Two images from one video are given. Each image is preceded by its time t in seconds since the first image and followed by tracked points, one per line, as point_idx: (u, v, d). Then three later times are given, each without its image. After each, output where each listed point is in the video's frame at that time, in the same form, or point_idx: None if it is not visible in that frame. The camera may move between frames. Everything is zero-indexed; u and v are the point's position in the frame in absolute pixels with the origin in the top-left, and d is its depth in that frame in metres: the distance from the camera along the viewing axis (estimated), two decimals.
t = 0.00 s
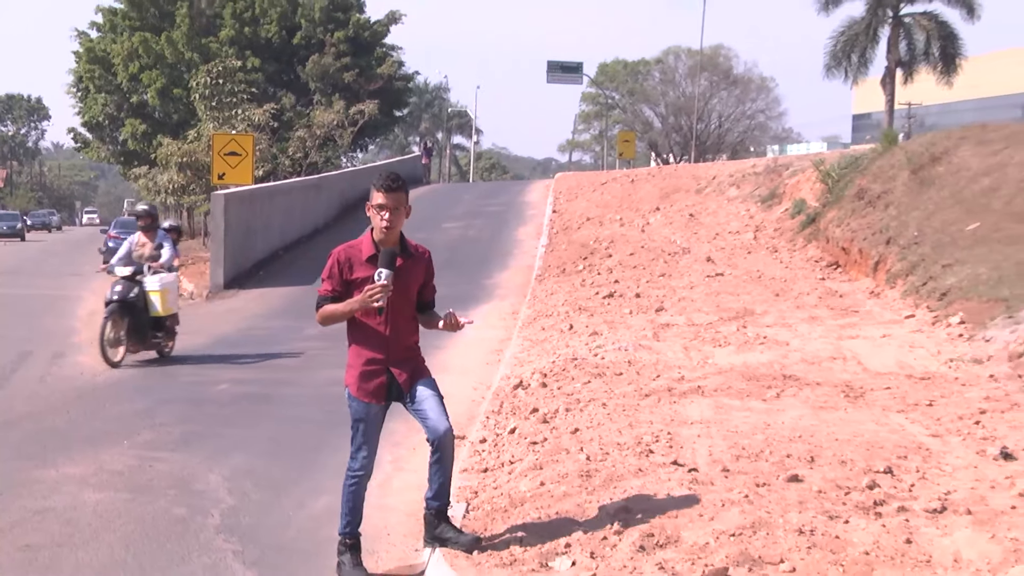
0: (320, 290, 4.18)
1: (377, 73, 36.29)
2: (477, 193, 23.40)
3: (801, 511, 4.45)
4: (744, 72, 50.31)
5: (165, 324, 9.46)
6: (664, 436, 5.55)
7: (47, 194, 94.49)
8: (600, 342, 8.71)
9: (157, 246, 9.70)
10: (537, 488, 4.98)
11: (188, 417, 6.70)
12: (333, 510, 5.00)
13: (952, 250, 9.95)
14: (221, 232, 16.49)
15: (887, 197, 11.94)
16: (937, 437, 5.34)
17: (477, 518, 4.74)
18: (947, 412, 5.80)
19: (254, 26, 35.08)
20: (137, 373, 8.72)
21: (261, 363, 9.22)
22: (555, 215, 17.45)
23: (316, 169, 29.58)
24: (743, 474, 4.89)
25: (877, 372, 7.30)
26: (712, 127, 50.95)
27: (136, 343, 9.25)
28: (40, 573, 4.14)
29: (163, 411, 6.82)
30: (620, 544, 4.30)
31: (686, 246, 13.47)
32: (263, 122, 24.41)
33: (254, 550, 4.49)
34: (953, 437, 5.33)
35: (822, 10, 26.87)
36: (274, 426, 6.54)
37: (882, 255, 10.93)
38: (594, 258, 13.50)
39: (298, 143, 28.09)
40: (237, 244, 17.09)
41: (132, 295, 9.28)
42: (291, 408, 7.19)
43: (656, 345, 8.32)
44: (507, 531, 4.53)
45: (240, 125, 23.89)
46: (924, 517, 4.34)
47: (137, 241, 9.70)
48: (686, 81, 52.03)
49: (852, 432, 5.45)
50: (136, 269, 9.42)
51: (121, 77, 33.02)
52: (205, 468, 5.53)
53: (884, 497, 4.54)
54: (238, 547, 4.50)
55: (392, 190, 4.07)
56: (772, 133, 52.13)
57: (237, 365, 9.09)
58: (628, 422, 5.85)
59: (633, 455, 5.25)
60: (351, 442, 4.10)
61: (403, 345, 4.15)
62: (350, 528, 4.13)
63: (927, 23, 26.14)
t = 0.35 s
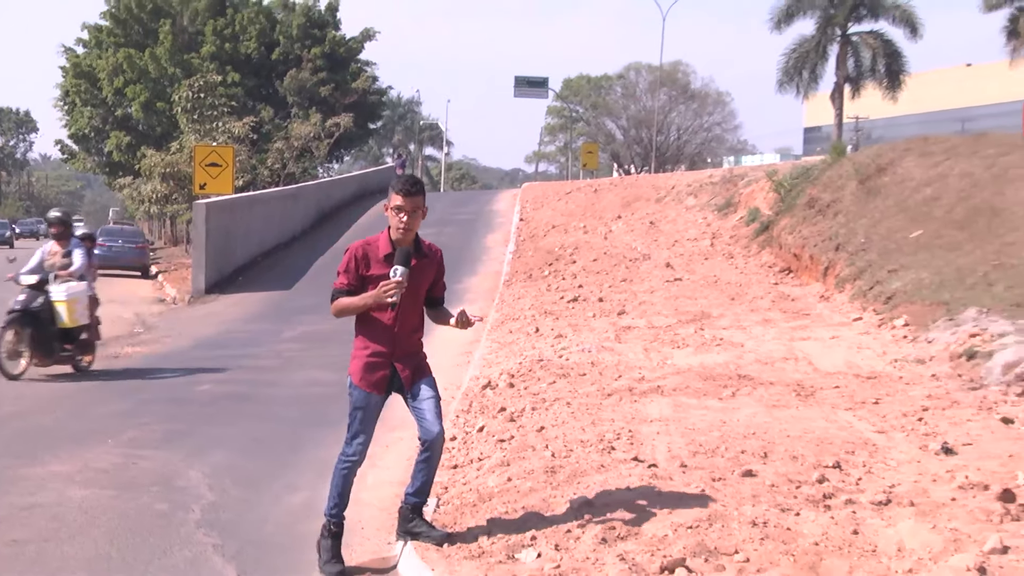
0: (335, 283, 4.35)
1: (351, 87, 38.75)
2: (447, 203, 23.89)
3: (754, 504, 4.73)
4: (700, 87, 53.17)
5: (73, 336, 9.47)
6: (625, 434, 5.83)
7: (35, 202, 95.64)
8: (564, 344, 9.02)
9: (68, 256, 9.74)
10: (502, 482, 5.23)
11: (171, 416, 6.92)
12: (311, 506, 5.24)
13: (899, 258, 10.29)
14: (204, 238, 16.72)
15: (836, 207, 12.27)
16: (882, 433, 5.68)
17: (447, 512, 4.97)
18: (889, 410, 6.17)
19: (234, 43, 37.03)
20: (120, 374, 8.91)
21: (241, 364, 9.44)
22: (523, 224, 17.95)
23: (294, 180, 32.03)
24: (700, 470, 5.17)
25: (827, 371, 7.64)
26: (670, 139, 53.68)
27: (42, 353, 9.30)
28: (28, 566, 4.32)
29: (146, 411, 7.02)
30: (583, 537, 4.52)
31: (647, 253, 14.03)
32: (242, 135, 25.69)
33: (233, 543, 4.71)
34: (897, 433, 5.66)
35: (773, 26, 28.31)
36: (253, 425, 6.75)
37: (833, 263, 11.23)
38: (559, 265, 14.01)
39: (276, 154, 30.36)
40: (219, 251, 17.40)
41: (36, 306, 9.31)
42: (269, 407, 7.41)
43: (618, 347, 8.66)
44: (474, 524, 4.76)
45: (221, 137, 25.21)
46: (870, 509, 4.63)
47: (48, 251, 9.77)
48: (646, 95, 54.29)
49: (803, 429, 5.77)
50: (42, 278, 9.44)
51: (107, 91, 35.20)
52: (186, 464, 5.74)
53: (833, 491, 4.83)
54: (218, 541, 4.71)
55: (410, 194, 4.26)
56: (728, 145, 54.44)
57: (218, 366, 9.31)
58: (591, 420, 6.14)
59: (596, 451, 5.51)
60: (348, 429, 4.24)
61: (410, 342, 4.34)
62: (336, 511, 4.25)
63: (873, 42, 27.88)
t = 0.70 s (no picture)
0: (339, 262, 4.57)
1: (328, 103, 43.19)
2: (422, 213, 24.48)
3: (711, 498, 5.01)
4: (660, 102, 57.11)
5: None
6: (589, 432, 6.11)
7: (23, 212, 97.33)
8: (531, 347, 9.38)
9: None
10: (470, 479, 5.50)
11: (154, 416, 7.12)
12: (289, 502, 5.47)
13: (847, 265, 10.84)
14: (186, 247, 16.95)
15: (788, 216, 12.98)
16: (832, 430, 6.00)
17: (419, 508, 5.23)
18: (838, 409, 6.53)
19: (214, 60, 40.97)
20: (104, 377, 9.10)
21: (222, 366, 9.66)
22: (494, 233, 18.50)
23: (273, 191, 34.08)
24: (660, 467, 5.44)
25: (780, 372, 7.99)
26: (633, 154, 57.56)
27: None
28: (16, 562, 4.50)
29: (131, 412, 7.22)
30: (549, 531, 4.74)
31: (610, 260, 14.67)
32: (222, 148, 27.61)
33: (213, 539, 4.92)
34: (846, 430, 5.99)
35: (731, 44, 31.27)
36: (233, 425, 6.96)
37: (785, 271, 11.74)
38: (526, 272, 14.64)
39: (255, 167, 32.66)
40: (201, 261, 17.60)
41: None
42: (248, 408, 7.63)
43: (583, 350, 9.04)
44: (444, 520, 5.00)
45: (202, 150, 27.19)
46: (820, 502, 4.90)
47: None
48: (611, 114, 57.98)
49: (758, 428, 6.07)
50: None
51: (93, 106, 38.55)
52: (169, 462, 5.95)
53: (786, 486, 5.12)
54: (199, 536, 4.92)
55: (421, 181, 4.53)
56: (687, 157, 58.04)
57: (199, 369, 9.53)
58: (557, 420, 6.42)
59: (560, 449, 5.77)
60: (356, 406, 4.52)
61: (407, 323, 4.61)
62: (350, 485, 4.62)
63: (823, 60, 31.31)
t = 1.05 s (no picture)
0: (336, 266, 4.71)
1: (311, 117, 44.78)
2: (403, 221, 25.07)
3: (676, 491, 5.29)
4: (628, 116, 60.19)
5: None
6: (561, 430, 6.41)
7: (24, 221, 99.15)
8: (506, 349, 9.71)
9: None
10: (449, 475, 5.77)
11: (144, 416, 7.34)
12: (275, 498, 5.71)
13: (807, 271, 11.34)
14: (176, 255, 17.14)
15: (749, 223, 13.68)
16: (790, 427, 6.31)
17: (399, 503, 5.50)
18: (797, 406, 6.86)
19: (202, 76, 41.85)
20: (96, 379, 9.31)
21: (211, 368, 9.88)
22: (473, 240, 18.96)
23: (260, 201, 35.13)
24: (629, 462, 5.73)
25: (742, 372, 8.33)
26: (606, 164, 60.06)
27: None
28: (14, 557, 4.71)
29: (123, 413, 7.44)
30: (523, 524, 5.00)
31: (580, 266, 15.16)
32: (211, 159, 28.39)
33: (201, 534, 5.15)
34: (804, 427, 6.30)
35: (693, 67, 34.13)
36: (221, 424, 7.19)
37: (752, 277, 12.20)
38: (500, 276, 15.19)
39: (241, 178, 33.14)
40: (190, 268, 17.75)
41: None
42: (235, 408, 7.87)
43: (556, 353, 9.38)
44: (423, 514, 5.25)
45: (191, 162, 27.78)
46: (780, 495, 5.19)
47: None
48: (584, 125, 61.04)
49: (720, 425, 6.38)
50: None
51: (86, 120, 39.00)
52: (160, 460, 6.17)
53: (747, 480, 5.40)
54: (188, 531, 5.15)
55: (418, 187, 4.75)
56: (654, 169, 61.09)
57: (187, 371, 9.76)
58: (530, 418, 6.71)
59: (534, 447, 6.06)
60: (377, 401, 4.66)
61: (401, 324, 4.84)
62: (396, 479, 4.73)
63: (781, 76, 33.60)
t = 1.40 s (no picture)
0: (351, 279, 4.90)
1: (306, 131, 46.09)
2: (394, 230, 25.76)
3: (653, 488, 5.58)
4: (608, 131, 62.72)
5: None
6: (543, 430, 6.70)
7: (26, 232, 100.90)
8: (492, 352, 10.03)
9: None
10: (437, 472, 6.05)
11: (147, 416, 7.58)
12: (272, 495, 5.96)
13: (780, 277, 11.64)
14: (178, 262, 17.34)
15: (723, 233, 14.07)
16: (761, 426, 6.62)
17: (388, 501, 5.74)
18: (768, 407, 7.17)
19: (202, 92, 43.83)
20: (100, 380, 9.56)
21: (210, 370, 10.13)
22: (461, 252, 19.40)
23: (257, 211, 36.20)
24: (609, 460, 6.02)
25: (717, 374, 8.64)
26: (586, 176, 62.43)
27: None
28: (21, 550, 4.94)
29: (126, 413, 7.67)
30: (507, 520, 5.25)
31: (563, 273, 15.85)
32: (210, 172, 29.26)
33: (199, 529, 5.39)
34: (774, 426, 6.61)
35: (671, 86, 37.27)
36: (220, 424, 7.44)
37: (726, 284, 12.55)
38: (487, 283, 15.65)
39: (240, 189, 34.01)
40: (190, 275, 18.00)
41: None
42: (233, 408, 8.13)
43: (539, 355, 9.70)
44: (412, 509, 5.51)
45: (191, 174, 28.70)
46: (752, 492, 5.47)
47: None
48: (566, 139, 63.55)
49: (695, 425, 6.68)
50: None
51: (92, 133, 41.19)
52: (161, 459, 6.41)
53: (721, 477, 5.70)
54: (187, 527, 5.39)
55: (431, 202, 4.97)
56: (632, 181, 63.67)
57: (187, 373, 10.01)
58: (515, 419, 7.00)
59: (518, 446, 6.34)
60: (390, 410, 4.88)
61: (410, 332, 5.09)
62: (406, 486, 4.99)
63: (753, 93, 36.53)
